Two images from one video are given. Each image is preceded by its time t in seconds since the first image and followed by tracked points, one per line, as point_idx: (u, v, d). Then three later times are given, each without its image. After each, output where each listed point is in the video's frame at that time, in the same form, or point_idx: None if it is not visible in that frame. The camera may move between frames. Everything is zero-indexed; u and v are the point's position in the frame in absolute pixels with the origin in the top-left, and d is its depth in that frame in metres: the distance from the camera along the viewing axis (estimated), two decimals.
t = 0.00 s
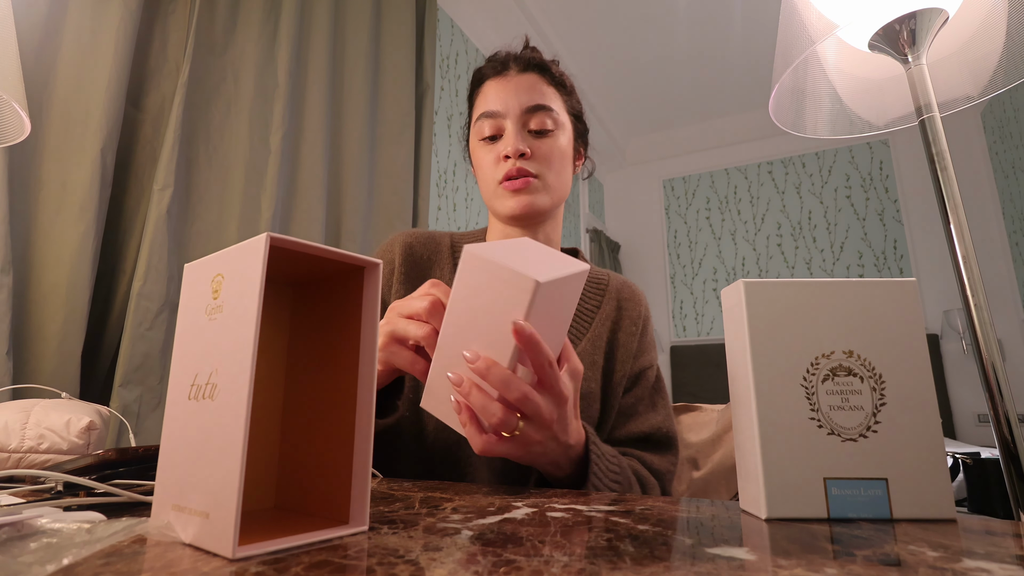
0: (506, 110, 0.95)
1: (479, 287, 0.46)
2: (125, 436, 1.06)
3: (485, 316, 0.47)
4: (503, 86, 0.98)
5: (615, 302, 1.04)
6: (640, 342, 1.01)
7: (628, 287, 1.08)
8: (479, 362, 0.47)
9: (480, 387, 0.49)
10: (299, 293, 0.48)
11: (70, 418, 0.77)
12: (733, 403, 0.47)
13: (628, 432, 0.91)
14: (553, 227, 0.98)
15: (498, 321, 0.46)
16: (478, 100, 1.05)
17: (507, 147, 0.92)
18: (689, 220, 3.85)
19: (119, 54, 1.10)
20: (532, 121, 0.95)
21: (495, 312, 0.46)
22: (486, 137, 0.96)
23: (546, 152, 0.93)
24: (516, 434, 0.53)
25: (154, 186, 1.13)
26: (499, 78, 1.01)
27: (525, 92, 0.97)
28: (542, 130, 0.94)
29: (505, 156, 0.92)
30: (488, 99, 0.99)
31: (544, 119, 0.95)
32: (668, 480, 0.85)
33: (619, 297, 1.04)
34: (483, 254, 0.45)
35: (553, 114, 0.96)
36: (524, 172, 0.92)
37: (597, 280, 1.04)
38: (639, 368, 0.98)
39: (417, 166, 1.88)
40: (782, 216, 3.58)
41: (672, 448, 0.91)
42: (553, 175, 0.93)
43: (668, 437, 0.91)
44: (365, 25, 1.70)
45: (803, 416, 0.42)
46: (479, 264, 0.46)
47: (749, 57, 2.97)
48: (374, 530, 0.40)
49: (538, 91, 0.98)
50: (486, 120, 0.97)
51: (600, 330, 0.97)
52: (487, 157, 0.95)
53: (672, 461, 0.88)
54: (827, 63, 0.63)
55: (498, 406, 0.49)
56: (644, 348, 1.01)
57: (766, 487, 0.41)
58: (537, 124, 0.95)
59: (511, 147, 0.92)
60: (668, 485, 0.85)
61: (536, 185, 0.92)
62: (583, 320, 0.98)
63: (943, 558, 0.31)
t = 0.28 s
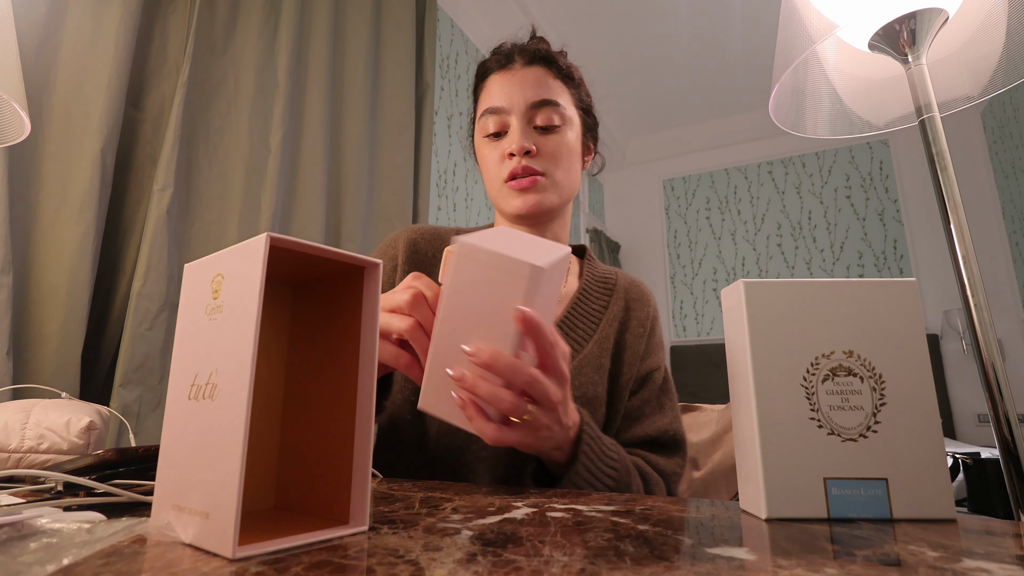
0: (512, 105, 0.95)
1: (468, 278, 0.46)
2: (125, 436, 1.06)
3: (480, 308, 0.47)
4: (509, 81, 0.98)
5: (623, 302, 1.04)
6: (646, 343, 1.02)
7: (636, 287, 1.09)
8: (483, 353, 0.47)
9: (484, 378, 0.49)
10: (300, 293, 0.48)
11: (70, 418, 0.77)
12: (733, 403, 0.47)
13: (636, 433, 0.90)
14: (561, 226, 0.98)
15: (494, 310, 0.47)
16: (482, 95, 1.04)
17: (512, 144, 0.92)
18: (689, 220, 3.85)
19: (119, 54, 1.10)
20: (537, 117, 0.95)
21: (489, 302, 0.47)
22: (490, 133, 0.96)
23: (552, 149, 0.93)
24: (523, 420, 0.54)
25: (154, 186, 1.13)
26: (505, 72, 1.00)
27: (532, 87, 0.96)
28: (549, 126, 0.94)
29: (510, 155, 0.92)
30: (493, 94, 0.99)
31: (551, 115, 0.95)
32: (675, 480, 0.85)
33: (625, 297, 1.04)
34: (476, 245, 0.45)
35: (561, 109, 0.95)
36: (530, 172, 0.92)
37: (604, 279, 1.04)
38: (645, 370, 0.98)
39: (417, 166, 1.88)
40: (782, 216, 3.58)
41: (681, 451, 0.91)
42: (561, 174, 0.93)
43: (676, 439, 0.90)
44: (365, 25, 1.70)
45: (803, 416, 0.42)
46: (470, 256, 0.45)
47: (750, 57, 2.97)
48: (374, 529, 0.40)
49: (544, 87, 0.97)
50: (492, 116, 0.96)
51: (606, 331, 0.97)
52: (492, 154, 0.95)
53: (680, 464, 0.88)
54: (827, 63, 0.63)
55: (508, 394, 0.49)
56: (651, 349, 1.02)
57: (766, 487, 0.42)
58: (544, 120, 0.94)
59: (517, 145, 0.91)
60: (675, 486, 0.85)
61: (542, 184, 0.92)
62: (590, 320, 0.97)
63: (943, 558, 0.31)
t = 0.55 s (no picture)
0: (516, 104, 0.94)
1: (466, 279, 0.46)
2: (125, 436, 1.06)
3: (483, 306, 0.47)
4: (514, 79, 0.97)
5: (628, 302, 1.04)
6: (652, 343, 1.02)
7: (641, 286, 1.09)
8: (494, 353, 0.47)
9: (496, 377, 0.49)
10: (299, 293, 0.48)
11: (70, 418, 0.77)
12: (733, 402, 0.47)
13: (643, 433, 0.90)
14: (566, 226, 0.99)
15: (500, 306, 0.47)
16: (486, 93, 1.04)
17: (516, 144, 0.92)
18: (689, 220, 3.85)
19: (119, 54, 1.10)
20: (541, 116, 0.94)
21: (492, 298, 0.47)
22: (494, 133, 0.95)
23: (556, 149, 0.92)
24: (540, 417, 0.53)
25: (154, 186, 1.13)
26: (510, 70, 1.00)
27: (536, 86, 0.96)
28: (553, 125, 0.94)
29: (513, 155, 0.92)
30: (497, 92, 0.98)
31: (555, 114, 0.94)
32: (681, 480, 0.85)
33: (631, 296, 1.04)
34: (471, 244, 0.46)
35: (565, 109, 0.95)
36: (533, 172, 0.92)
37: (609, 278, 1.04)
38: (651, 371, 0.98)
39: (417, 166, 1.87)
40: (782, 216, 3.58)
41: (687, 451, 0.91)
42: (565, 175, 0.93)
43: (683, 440, 0.90)
44: (365, 25, 1.70)
45: (803, 416, 0.42)
46: (466, 255, 0.46)
47: (750, 57, 2.96)
48: (374, 529, 0.40)
49: (549, 85, 0.97)
50: (495, 115, 0.96)
51: (611, 331, 0.97)
52: (495, 153, 0.95)
53: (686, 464, 0.88)
54: (827, 63, 0.63)
55: (522, 391, 0.49)
56: (658, 348, 1.02)
57: (765, 487, 0.42)
58: (548, 120, 0.94)
59: (519, 145, 0.91)
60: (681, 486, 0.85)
61: (545, 185, 0.92)
62: (595, 321, 0.97)
63: (943, 558, 0.31)
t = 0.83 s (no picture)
0: (517, 104, 0.95)
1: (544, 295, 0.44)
2: (125, 435, 1.06)
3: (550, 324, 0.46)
4: (516, 79, 0.97)
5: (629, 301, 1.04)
6: (654, 342, 1.01)
7: (642, 286, 1.08)
8: (529, 365, 0.57)
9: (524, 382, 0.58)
10: (299, 292, 0.48)
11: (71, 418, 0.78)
12: (733, 402, 0.47)
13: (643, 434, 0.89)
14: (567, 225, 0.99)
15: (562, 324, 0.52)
16: (487, 93, 1.04)
17: (517, 143, 0.92)
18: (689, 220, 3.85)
19: (120, 54, 1.10)
20: (542, 116, 0.94)
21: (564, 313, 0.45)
22: (495, 133, 0.96)
23: (556, 150, 0.92)
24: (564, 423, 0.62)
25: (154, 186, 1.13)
26: (510, 70, 1.00)
27: (538, 86, 0.96)
28: (553, 125, 0.94)
29: (513, 155, 0.92)
30: (499, 92, 0.98)
31: (556, 113, 0.94)
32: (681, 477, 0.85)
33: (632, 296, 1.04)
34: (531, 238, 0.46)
35: (566, 108, 0.95)
36: (533, 173, 0.92)
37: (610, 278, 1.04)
38: (651, 370, 0.97)
39: (417, 166, 1.87)
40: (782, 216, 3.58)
41: (688, 450, 0.90)
42: (564, 175, 0.93)
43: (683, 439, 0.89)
44: (365, 25, 1.70)
45: (803, 416, 0.42)
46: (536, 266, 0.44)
47: (750, 57, 2.96)
48: (374, 530, 0.40)
49: (549, 85, 0.97)
50: (496, 115, 0.97)
51: (611, 331, 0.97)
52: (497, 153, 0.95)
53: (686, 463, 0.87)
54: (827, 63, 0.63)
55: (549, 397, 0.59)
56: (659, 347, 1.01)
57: (765, 487, 0.42)
58: (549, 119, 0.94)
59: (519, 146, 0.91)
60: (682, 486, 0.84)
61: (545, 185, 0.92)
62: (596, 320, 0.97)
63: (943, 558, 0.31)
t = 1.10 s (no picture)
0: (511, 110, 0.94)
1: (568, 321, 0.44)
2: (125, 435, 1.06)
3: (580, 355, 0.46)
4: (507, 85, 0.97)
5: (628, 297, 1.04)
6: (652, 338, 1.02)
7: (640, 282, 1.09)
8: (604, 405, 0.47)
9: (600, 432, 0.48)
10: (299, 293, 0.48)
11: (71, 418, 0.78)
12: (734, 402, 0.47)
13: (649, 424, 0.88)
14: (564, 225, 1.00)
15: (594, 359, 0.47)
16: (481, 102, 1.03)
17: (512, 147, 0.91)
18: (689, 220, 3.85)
19: (120, 54, 1.10)
20: (535, 120, 0.94)
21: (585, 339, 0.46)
22: (489, 137, 0.95)
23: (551, 152, 0.92)
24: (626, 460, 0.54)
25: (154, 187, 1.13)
26: (502, 77, 0.99)
27: (530, 91, 0.95)
28: (547, 128, 0.93)
29: (508, 157, 0.92)
30: (492, 101, 0.98)
31: (548, 115, 0.94)
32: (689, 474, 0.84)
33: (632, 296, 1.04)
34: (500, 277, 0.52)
35: (558, 111, 0.95)
36: (528, 173, 0.92)
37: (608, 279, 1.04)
38: (652, 364, 0.97)
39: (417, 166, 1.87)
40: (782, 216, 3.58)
41: (691, 442, 0.89)
42: (558, 173, 0.93)
43: (687, 431, 0.89)
44: (365, 25, 1.70)
45: (804, 416, 0.42)
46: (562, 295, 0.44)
47: (750, 57, 2.96)
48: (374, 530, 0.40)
49: (541, 90, 0.96)
50: (490, 121, 0.96)
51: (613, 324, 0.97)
52: (491, 156, 0.95)
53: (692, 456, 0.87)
54: (827, 63, 0.63)
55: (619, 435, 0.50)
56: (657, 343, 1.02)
57: (766, 487, 0.42)
58: (541, 121, 0.93)
59: (513, 147, 0.91)
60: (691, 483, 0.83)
61: (540, 185, 0.92)
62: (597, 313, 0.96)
63: (943, 558, 0.31)
